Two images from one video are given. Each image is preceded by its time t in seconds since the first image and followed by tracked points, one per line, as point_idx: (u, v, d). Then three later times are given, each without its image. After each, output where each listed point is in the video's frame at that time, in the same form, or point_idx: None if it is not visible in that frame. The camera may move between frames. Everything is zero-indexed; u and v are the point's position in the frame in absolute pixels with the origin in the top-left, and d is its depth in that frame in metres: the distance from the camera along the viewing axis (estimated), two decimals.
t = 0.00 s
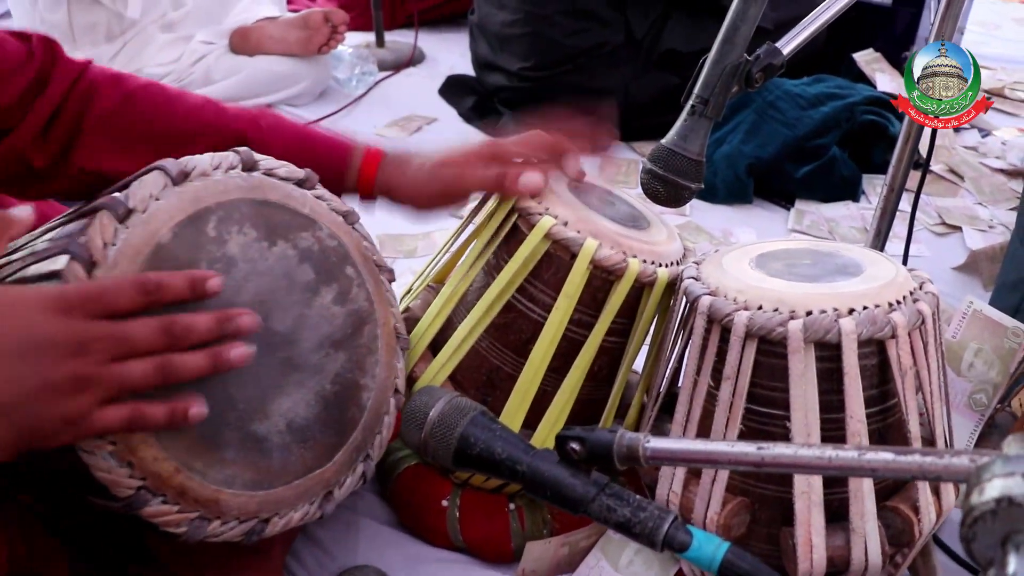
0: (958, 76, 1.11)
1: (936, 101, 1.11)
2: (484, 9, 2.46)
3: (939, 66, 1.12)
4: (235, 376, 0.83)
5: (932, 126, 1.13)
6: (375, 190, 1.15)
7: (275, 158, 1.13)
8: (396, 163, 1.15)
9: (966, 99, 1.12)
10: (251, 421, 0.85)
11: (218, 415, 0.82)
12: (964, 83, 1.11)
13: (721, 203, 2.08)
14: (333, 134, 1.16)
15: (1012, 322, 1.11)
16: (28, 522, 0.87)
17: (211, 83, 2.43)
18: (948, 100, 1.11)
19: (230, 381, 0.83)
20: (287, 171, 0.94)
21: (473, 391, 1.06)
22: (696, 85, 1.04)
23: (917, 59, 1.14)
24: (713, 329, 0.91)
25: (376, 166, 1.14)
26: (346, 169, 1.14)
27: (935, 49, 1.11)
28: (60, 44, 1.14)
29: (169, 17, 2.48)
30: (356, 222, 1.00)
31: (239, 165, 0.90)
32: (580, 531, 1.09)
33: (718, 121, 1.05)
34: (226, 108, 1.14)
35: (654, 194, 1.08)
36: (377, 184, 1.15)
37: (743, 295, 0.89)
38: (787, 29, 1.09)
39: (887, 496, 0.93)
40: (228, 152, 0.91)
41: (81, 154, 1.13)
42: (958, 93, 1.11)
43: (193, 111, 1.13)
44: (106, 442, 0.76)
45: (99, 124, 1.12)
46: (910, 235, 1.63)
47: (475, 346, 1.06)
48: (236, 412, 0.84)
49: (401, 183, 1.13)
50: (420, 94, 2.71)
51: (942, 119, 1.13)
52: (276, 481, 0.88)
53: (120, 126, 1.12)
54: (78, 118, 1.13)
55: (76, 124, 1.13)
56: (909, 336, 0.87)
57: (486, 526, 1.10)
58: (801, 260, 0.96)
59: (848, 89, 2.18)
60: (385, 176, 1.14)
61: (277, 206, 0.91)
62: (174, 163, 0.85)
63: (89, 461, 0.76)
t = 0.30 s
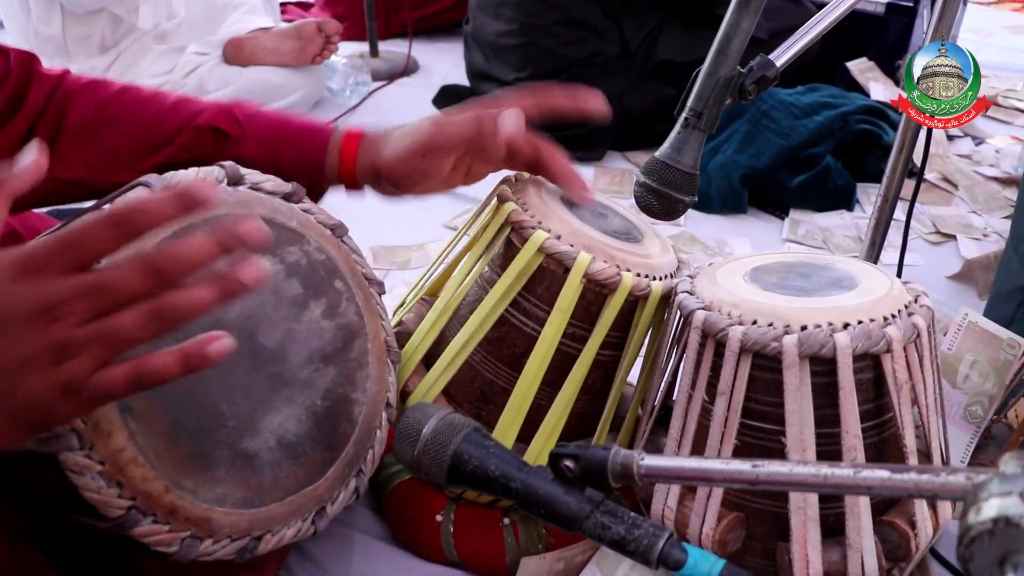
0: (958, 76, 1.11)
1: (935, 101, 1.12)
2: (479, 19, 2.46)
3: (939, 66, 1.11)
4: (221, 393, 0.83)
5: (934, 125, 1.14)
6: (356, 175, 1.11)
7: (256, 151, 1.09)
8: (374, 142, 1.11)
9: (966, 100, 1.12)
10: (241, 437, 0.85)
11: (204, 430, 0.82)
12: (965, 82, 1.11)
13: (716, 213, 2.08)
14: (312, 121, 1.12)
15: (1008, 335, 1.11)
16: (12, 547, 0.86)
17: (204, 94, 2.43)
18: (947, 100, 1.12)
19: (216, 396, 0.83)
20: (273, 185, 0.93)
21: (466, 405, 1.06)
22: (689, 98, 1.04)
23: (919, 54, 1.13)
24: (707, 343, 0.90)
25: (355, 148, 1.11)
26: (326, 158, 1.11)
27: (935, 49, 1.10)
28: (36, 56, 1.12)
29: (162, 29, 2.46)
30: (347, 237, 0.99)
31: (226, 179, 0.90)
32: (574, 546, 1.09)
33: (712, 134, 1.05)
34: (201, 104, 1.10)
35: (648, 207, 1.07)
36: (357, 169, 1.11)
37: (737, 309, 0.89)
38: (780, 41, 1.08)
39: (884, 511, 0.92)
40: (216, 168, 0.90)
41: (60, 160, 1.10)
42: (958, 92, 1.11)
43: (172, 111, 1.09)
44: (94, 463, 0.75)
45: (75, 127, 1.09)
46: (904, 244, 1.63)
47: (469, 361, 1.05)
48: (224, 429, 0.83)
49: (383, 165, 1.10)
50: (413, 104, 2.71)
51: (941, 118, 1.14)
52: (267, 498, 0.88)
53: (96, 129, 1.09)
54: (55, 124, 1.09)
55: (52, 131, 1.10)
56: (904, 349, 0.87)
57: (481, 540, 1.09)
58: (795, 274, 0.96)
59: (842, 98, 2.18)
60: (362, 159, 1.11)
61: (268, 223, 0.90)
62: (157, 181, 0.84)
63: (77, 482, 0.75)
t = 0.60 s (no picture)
0: (959, 77, 1.05)
1: (936, 100, 1.05)
2: (474, 31, 2.48)
3: (939, 67, 1.05)
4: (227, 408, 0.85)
5: (932, 125, 1.08)
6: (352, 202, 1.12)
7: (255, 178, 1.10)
8: (376, 167, 1.12)
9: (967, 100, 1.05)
10: (247, 450, 0.86)
11: (212, 445, 0.83)
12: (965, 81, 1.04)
13: (711, 222, 2.10)
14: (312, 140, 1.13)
15: (999, 341, 1.12)
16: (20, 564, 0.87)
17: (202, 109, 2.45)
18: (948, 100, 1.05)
19: (224, 411, 0.84)
20: (278, 204, 0.96)
21: (465, 417, 1.07)
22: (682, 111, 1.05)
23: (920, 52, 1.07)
24: (701, 354, 0.92)
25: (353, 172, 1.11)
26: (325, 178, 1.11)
27: (935, 49, 1.05)
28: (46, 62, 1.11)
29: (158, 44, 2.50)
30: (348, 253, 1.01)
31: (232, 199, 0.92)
32: (574, 555, 1.11)
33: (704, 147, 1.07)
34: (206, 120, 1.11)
35: (642, 219, 1.09)
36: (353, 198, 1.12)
37: (729, 320, 0.90)
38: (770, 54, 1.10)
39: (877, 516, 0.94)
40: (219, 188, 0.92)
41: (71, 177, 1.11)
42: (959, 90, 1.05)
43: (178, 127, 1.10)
44: (103, 478, 0.78)
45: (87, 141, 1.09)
46: (897, 251, 1.65)
47: (467, 373, 1.07)
48: (231, 443, 0.85)
49: (390, 199, 1.10)
50: (409, 115, 2.73)
51: (941, 119, 1.07)
52: (273, 511, 0.89)
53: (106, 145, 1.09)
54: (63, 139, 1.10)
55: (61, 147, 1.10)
56: (895, 357, 0.89)
57: (482, 551, 1.10)
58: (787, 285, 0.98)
59: (834, 106, 2.20)
60: (364, 187, 1.11)
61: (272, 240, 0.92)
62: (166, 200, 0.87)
63: (88, 498, 0.77)
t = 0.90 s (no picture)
0: (958, 76, 1.08)
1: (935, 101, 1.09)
2: (477, 35, 2.51)
3: (939, 66, 1.08)
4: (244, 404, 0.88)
5: (932, 125, 1.12)
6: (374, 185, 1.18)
7: (276, 166, 1.14)
8: (389, 154, 1.18)
9: (967, 100, 1.08)
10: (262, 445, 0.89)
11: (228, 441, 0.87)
12: (964, 82, 1.07)
13: (713, 222, 2.12)
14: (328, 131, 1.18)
15: (994, 339, 1.15)
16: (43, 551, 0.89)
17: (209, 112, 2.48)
18: (947, 101, 1.08)
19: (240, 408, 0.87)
20: (288, 207, 0.97)
21: (474, 414, 1.10)
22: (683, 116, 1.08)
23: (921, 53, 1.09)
24: (703, 352, 0.95)
25: (371, 160, 1.18)
26: (346, 165, 1.17)
27: (934, 48, 1.08)
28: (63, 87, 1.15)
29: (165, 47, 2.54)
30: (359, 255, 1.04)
31: (243, 203, 0.94)
32: (580, 546, 1.14)
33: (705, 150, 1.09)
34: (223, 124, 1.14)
35: (645, 222, 1.12)
36: (375, 177, 1.18)
37: (731, 319, 0.93)
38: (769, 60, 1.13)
39: (875, 508, 0.97)
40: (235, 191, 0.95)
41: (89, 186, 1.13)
42: (958, 91, 1.08)
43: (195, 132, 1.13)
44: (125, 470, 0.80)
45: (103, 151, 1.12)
46: (895, 250, 1.68)
47: (475, 370, 1.10)
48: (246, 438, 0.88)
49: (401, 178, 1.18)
50: (414, 117, 2.76)
51: (940, 118, 1.11)
52: (287, 504, 0.92)
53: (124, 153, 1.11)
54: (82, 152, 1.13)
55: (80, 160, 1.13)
56: (891, 354, 0.92)
57: (491, 545, 1.13)
58: (786, 285, 1.01)
59: (834, 107, 2.23)
60: (380, 169, 1.17)
61: (283, 242, 0.95)
62: (182, 205, 0.89)
63: (112, 491, 0.79)
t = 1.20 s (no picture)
0: (958, 77, 1.12)
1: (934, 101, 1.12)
2: (482, 40, 2.54)
3: (939, 67, 1.12)
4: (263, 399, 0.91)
5: (933, 124, 1.15)
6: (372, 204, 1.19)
7: (278, 181, 1.17)
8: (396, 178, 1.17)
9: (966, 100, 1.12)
10: (280, 439, 0.93)
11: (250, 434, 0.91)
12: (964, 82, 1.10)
13: (715, 222, 2.16)
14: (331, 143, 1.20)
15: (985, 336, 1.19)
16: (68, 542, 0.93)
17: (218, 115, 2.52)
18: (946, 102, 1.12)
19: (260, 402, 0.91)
20: (306, 208, 1.01)
21: (484, 410, 1.14)
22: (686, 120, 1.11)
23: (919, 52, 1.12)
24: (703, 349, 0.98)
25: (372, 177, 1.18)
26: (345, 180, 1.18)
27: (935, 48, 1.11)
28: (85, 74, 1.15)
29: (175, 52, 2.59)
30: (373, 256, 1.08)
31: (263, 204, 0.98)
32: (586, 538, 1.16)
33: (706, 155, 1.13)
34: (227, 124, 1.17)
35: (650, 224, 1.15)
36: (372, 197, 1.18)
37: (730, 317, 0.97)
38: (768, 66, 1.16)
39: (870, 500, 1.00)
40: (254, 194, 0.99)
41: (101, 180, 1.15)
42: (956, 90, 1.11)
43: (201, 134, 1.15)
44: (149, 463, 0.83)
45: (118, 150, 1.13)
46: (893, 250, 1.71)
47: (484, 367, 1.13)
48: (266, 432, 0.92)
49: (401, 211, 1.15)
50: (421, 118, 2.80)
51: (940, 118, 1.15)
52: (304, 495, 0.96)
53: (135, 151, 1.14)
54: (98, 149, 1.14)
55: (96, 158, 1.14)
56: (884, 352, 0.95)
57: (498, 536, 1.17)
58: (786, 285, 1.04)
59: (835, 109, 2.26)
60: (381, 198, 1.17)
61: (300, 243, 0.99)
62: (204, 206, 0.93)
63: (134, 480, 0.83)
